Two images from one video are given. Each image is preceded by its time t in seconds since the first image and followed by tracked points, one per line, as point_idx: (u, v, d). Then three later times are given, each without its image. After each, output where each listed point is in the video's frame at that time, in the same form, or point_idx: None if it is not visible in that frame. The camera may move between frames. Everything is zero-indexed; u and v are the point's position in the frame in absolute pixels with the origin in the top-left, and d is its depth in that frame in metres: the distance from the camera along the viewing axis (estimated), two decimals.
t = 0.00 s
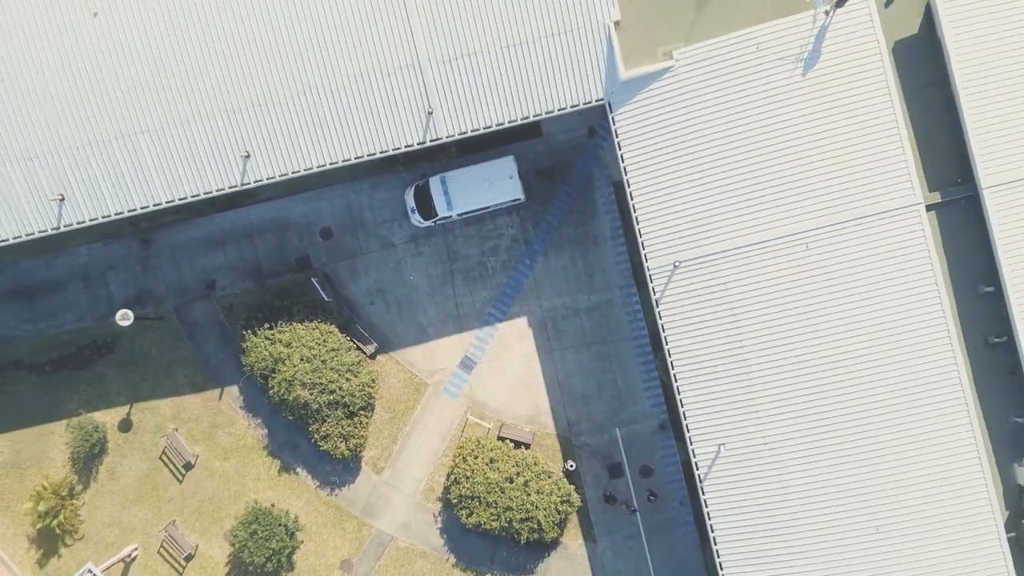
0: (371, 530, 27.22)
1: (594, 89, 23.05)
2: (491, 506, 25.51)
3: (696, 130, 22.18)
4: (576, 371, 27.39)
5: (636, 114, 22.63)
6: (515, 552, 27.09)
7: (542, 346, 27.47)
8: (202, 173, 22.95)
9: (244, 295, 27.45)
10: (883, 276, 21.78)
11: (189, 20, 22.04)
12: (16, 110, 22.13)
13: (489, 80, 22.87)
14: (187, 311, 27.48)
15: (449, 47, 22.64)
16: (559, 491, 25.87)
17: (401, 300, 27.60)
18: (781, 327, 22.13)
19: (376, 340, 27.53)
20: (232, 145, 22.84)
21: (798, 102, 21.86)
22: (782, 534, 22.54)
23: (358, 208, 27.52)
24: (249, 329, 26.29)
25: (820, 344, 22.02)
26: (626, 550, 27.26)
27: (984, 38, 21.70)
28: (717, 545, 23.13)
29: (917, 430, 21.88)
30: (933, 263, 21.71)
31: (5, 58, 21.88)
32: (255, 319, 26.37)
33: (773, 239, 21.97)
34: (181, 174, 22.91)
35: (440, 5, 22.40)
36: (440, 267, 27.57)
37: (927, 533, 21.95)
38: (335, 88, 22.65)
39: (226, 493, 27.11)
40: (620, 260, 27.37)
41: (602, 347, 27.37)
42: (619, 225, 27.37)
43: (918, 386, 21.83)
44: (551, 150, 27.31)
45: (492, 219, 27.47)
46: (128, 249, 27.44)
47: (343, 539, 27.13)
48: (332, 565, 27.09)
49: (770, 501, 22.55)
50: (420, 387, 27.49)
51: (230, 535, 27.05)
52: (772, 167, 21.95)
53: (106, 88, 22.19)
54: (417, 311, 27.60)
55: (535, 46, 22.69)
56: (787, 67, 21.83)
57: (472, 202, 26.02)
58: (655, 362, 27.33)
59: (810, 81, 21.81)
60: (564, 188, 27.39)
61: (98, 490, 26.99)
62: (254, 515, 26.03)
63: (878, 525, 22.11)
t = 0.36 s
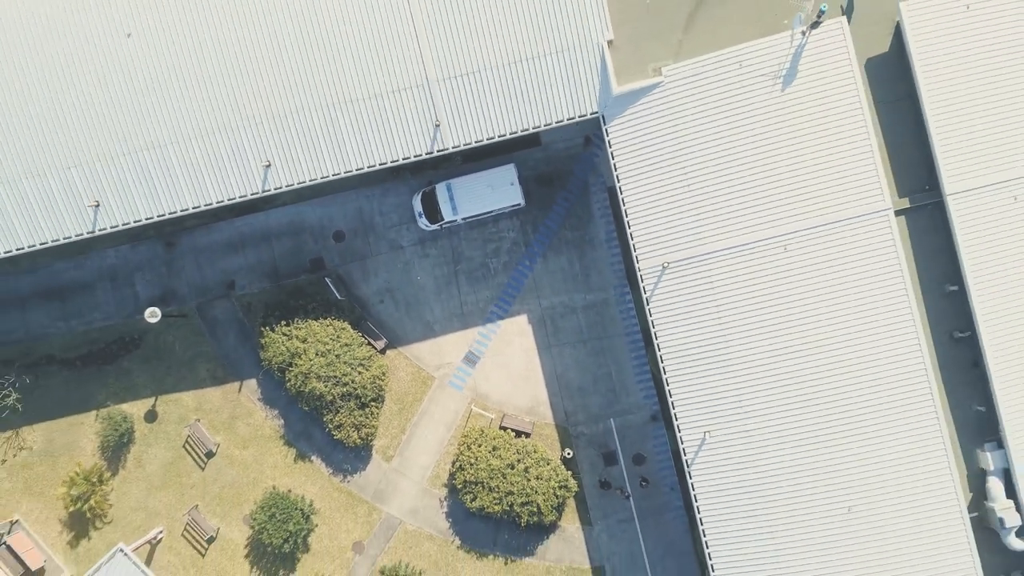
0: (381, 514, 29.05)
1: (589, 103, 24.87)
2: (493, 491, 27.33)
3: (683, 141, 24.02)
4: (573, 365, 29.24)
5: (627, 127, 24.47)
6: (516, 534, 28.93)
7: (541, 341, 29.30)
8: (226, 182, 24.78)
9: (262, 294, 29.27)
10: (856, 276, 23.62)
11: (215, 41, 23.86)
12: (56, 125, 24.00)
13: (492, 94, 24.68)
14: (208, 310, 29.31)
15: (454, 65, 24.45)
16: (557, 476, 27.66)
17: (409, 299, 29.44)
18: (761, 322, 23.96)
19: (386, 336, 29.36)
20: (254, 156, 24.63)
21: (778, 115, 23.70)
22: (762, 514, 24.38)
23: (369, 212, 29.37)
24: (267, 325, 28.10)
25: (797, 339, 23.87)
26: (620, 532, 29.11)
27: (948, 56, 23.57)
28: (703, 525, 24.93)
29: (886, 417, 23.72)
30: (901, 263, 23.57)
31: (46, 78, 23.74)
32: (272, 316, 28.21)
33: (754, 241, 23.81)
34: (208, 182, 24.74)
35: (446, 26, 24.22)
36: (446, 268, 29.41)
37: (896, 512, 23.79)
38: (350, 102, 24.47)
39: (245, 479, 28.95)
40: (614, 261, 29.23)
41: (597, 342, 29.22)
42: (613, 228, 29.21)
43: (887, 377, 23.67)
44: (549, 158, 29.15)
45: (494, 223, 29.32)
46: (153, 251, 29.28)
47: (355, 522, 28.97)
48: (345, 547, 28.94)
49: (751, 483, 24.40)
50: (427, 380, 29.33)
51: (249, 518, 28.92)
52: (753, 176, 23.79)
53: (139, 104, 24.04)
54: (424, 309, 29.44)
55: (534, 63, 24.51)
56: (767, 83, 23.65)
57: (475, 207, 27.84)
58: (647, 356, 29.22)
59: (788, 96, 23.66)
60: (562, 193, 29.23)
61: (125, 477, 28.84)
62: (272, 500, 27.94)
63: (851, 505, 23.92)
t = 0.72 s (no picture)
0: (391, 502, 30.98)
1: (586, 118, 26.79)
2: (497, 480, 29.25)
3: (672, 155, 25.97)
4: (571, 362, 31.17)
5: (621, 141, 26.43)
6: (519, 521, 30.85)
7: (542, 340, 31.23)
8: (250, 193, 26.72)
9: (279, 296, 31.19)
10: (832, 278, 25.55)
11: (241, 64, 25.82)
12: (94, 143, 25.96)
13: (496, 110, 26.59)
14: (229, 310, 31.25)
15: (461, 83, 26.36)
16: (556, 466, 29.60)
17: (418, 300, 31.37)
18: (745, 323, 25.89)
19: (396, 335, 31.28)
20: (275, 168, 26.54)
21: (760, 129, 25.64)
22: (746, 500, 26.31)
23: (380, 218, 31.31)
24: (285, 325, 30.02)
25: (777, 337, 25.78)
26: (616, 519, 31.04)
27: (917, 75, 25.52)
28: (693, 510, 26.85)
29: (860, 409, 25.63)
30: (874, 267, 25.48)
31: (85, 100, 25.72)
32: (290, 316, 30.14)
33: (739, 246, 25.73)
34: (233, 194, 26.69)
35: (454, 49, 26.15)
36: (452, 271, 31.35)
37: (869, 498, 25.70)
38: (365, 119, 26.39)
39: (264, 469, 30.89)
40: (610, 264, 31.17)
41: (594, 340, 31.18)
42: (609, 233, 31.17)
43: (862, 372, 25.60)
44: (549, 168, 31.08)
45: (497, 229, 31.26)
46: (177, 255, 31.22)
47: (367, 509, 30.90)
48: (357, 532, 30.87)
49: (736, 471, 26.33)
50: (434, 376, 31.26)
51: (267, 506, 30.86)
52: (738, 185, 25.73)
53: (170, 123, 26.00)
54: (432, 309, 31.38)
55: (535, 81, 26.42)
56: (750, 100, 25.60)
57: (480, 213, 29.76)
58: (640, 353, 31.18)
59: (769, 112, 25.61)
60: (561, 200, 31.17)
61: (152, 467, 30.79)
62: (290, 488, 29.85)
63: (829, 491, 25.83)
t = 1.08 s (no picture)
0: (400, 490, 32.94)
1: (582, 131, 28.76)
2: (500, 468, 31.14)
3: (662, 164, 27.93)
4: (569, 358, 33.14)
5: (614, 151, 28.40)
6: (520, 508, 32.81)
7: (541, 337, 33.21)
8: (270, 202, 28.69)
9: (295, 297, 33.17)
10: (811, 279, 27.51)
11: (261, 82, 27.80)
12: (127, 156, 27.97)
13: (498, 123, 28.55)
14: (248, 310, 33.24)
15: (466, 99, 28.32)
16: (555, 456, 31.54)
17: (424, 300, 33.34)
18: (730, 319, 27.84)
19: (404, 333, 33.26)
20: (292, 177, 28.51)
21: (743, 141, 27.60)
22: (731, 485, 28.26)
23: (389, 223, 33.29)
24: (300, 324, 31.99)
25: (760, 333, 27.72)
26: (611, 506, 32.99)
27: (889, 91, 27.47)
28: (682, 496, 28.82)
29: (837, 401, 27.58)
30: (850, 268, 27.44)
31: (118, 116, 27.74)
32: (305, 315, 32.12)
33: (724, 249, 27.69)
34: (255, 203, 28.67)
35: (459, 67, 28.12)
36: (457, 273, 33.32)
37: (846, 483, 27.63)
38: (377, 132, 28.35)
39: (281, 459, 32.88)
40: (606, 266, 33.16)
41: (591, 338, 33.15)
42: (604, 237, 33.16)
43: (839, 366, 27.55)
44: (548, 176, 33.05)
45: (499, 233, 33.24)
46: (199, 259, 33.22)
47: (377, 497, 32.87)
48: (368, 519, 32.84)
49: (722, 459, 28.29)
50: (440, 372, 33.23)
51: (284, 493, 32.84)
52: (723, 193, 27.69)
53: (198, 137, 28.00)
54: (438, 309, 33.35)
55: (535, 97, 28.39)
56: (734, 114, 27.57)
57: (483, 219, 31.71)
58: (634, 350, 33.15)
59: (752, 125, 27.58)
60: (559, 206, 33.15)
61: (175, 457, 32.75)
62: (305, 477, 31.81)
63: (808, 477, 27.79)
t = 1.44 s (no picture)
0: (404, 481, 34.83)
1: (575, 142, 30.68)
2: (498, 460, 33.05)
3: (650, 173, 29.87)
4: (564, 357, 35.05)
5: (605, 162, 30.35)
6: (517, 498, 34.71)
7: (538, 336, 35.12)
8: (283, 209, 30.62)
9: (304, 298, 35.07)
10: (789, 282, 29.43)
11: (275, 97, 29.71)
12: (149, 166, 29.88)
13: (497, 135, 30.49)
14: (260, 311, 35.14)
15: (466, 113, 30.22)
16: (550, 447, 33.46)
17: (427, 300, 35.24)
18: (714, 318, 29.73)
19: (408, 332, 35.16)
20: (304, 185, 30.42)
21: (726, 152, 29.52)
22: (715, 475, 30.16)
23: (393, 229, 35.21)
24: (310, 323, 33.88)
25: (743, 332, 29.62)
26: (604, 496, 34.88)
27: (862, 105, 29.40)
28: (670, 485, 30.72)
29: (813, 395, 29.48)
30: (825, 270, 29.36)
31: (141, 128, 29.66)
32: (315, 315, 34.01)
33: (708, 254, 29.62)
34: (269, 210, 30.59)
35: (460, 82, 30.02)
36: (458, 275, 35.24)
37: (822, 473, 29.53)
38: (384, 144, 30.24)
39: (291, 452, 34.77)
40: (598, 269, 35.11)
41: (584, 336, 35.07)
42: (597, 242, 35.09)
43: (816, 362, 29.44)
44: (544, 184, 35.00)
45: (498, 238, 35.17)
46: (214, 262, 35.15)
47: (382, 488, 34.76)
48: (374, 508, 34.72)
49: (706, 450, 30.18)
50: (442, 369, 35.15)
51: (294, 484, 34.73)
52: (707, 200, 29.60)
53: (216, 149, 29.92)
54: (440, 309, 35.25)
55: (531, 111, 30.31)
56: (716, 127, 29.46)
57: (482, 224, 33.63)
58: (625, 349, 35.06)
59: (733, 138, 29.49)
60: (555, 213, 35.08)
61: (191, 450, 34.64)
62: (314, 468, 33.67)
63: (787, 467, 29.69)
